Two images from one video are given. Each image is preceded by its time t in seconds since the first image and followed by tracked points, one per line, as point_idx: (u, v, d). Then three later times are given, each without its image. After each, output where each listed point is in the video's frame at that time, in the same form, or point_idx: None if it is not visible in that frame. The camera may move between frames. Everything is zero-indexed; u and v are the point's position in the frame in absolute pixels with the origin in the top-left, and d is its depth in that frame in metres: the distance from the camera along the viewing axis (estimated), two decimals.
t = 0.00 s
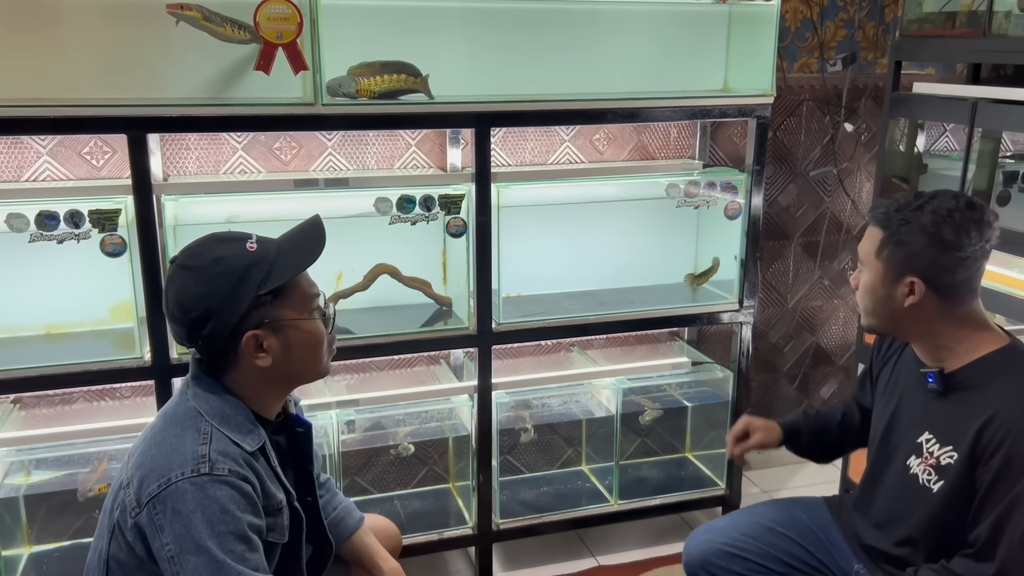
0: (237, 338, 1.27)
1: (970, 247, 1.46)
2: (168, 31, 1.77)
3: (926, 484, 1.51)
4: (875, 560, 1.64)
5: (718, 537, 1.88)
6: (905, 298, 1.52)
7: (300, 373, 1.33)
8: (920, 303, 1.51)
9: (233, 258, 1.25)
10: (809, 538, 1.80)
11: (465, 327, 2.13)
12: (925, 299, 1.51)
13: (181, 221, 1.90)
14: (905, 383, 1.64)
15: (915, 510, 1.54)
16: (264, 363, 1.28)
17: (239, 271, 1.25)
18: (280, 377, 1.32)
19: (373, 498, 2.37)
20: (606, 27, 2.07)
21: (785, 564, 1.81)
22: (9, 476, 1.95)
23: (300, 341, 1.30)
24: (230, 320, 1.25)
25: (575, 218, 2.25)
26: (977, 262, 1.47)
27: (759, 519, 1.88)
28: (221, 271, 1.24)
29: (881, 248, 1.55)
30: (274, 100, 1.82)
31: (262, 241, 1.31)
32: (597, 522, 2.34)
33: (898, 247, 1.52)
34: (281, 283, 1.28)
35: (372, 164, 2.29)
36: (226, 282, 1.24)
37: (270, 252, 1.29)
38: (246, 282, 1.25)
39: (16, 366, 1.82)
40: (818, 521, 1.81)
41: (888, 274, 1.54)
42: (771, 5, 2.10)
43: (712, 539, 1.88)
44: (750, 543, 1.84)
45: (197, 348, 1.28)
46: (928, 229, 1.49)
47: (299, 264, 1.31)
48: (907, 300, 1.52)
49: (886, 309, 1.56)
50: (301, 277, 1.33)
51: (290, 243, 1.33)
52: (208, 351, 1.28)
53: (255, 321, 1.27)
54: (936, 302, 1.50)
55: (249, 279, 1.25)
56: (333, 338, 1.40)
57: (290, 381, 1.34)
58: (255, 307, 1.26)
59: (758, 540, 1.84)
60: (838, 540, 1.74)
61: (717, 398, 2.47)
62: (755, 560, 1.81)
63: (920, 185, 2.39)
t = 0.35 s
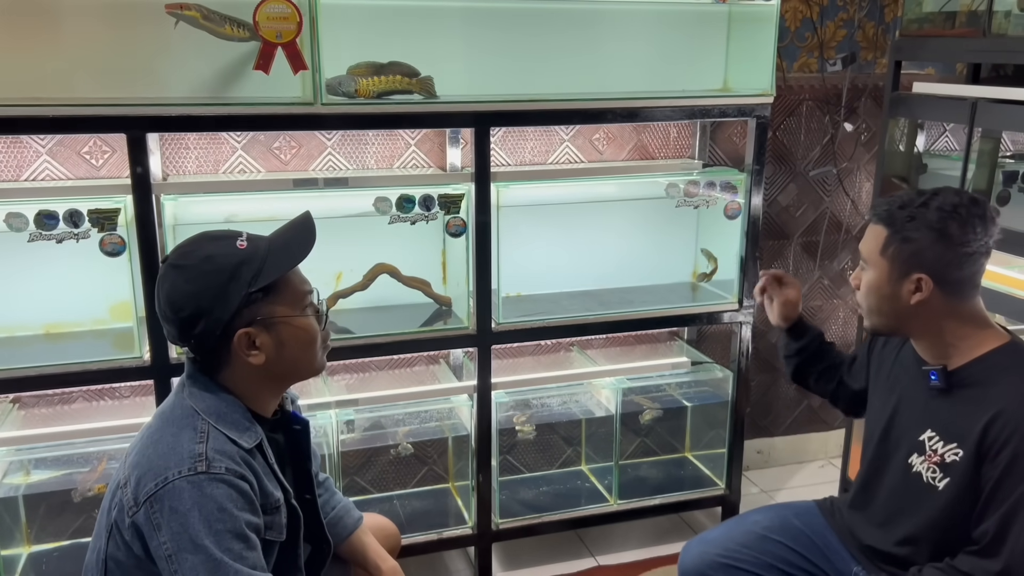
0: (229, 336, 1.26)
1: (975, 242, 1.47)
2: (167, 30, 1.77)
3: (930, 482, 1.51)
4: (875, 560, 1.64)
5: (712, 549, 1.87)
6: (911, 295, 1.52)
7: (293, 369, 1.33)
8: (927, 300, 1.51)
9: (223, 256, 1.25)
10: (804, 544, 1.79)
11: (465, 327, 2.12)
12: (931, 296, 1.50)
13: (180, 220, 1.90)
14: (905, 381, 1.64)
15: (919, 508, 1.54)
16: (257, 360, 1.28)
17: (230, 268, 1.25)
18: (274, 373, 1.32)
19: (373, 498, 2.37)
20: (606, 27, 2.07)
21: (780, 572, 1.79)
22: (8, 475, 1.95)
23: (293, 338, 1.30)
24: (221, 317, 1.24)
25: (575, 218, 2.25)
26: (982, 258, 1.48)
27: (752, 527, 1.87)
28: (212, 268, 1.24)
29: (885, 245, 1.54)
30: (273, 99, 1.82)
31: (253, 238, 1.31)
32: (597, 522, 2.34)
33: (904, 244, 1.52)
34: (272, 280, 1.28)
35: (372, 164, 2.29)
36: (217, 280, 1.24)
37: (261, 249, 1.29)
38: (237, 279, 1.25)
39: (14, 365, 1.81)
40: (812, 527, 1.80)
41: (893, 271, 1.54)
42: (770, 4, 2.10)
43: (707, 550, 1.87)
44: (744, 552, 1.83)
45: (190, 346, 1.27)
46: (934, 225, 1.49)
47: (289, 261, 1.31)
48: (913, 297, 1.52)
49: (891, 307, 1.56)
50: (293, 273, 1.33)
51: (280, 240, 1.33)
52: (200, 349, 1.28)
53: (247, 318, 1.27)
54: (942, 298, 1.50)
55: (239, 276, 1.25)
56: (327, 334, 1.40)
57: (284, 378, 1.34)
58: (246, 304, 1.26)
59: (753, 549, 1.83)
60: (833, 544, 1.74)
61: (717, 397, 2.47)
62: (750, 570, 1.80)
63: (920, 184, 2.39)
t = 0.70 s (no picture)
0: (228, 335, 1.26)
1: (974, 244, 1.48)
2: (167, 29, 1.76)
3: (931, 482, 1.51)
4: (875, 560, 1.64)
5: (709, 554, 1.85)
6: (913, 299, 1.52)
7: (292, 368, 1.33)
8: (928, 304, 1.51)
9: (222, 256, 1.25)
10: (800, 546, 1.79)
11: (465, 327, 2.12)
12: (933, 299, 1.50)
13: (179, 220, 1.90)
14: (902, 382, 1.64)
15: (919, 509, 1.54)
16: (256, 360, 1.28)
17: (228, 267, 1.25)
18: (273, 373, 1.32)
19: (373, 497, 2.37)
20: (606, 27, 2.07)
21: None
22: (8, 475, 1.95)
23: (292, 337, 1.30)
24: (220, 317, 1.24)
25: (575, 218, 2.25)
26: (980, 259, 1.48)
27: (747, 531, 1.86)
28: (211, 268, 1.24)
29: (885, 249, 1.54)
30: (273, 99, 1.82)
31: (251, 238, 1.31)
32: (596, 521, 2.34)
33: (903, 248, 1.51)
34: (271, 279, 1.28)
35: (371, 163, 2.29)
36: (215, 279, 1.24)
37: (260, 248, 1.29)
38: (236, 279, 1.25)
39: (13, 365, 1.81)
40: (809, 529, 1.80)
41: (893, 275, 1.53)
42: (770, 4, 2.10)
43: (704, 557, 1.85)
44: (741, 557, 1.82)
45: (189, 344, 1.27)
46: (934, 228, 1.48)
47: (288, 261, 1.31)
48: (914, 301, 1.52)
49: (892, 311, 1.55)
50: (292, 272, 1.33)
51: (280, 239, 1.33)
52: (199, 347, 1.28)
53: (246, 318, 1.27)
54: (942, 301, 1.50)
55: (238, 275, 1.25)
56: (326, 334, 1.39)
57: (283, 378, 1.34)
58: (245, 303, 1.26)
59: (750, 553, 1.82)
60: (831, 545, 1.74)
61: (717, 397, 2.47)
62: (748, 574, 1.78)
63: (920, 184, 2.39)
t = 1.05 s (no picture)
0: (232, 335, 1.26)
1: (972, 243, 1.47)
2: (166, 29, 1.76)
3: (930, 482, 1.51)
4: (875, 560, 1.64)
5: (709, 556, 1.85)
6: (906, 292, 1.52)
7: (295, 369, 1.33)
8: (921, 298, 1.51)
9: (226, 256, 1.25)
10: (800, 547, 1.78)
11: (464, 327, 2.12)
12: (926, 294, 1.50)
13: (179, 219, 1.90)
14: (900, 381, 1.64)
15: (919, 508, 1.54)
16: (259, 360, 1.28)
17: (233, 268, 1.25)
18: (276, 374, 1.32)
19: (372, 497, 2.37)
20: (605, 27, 2.07)
21: None
22: (6, 475, 1.95)
23: (295, 338, 1.29)
24: (224, 317, 1.24)
25: (574, 217, 2.25)
26: (979, 259, 1.47)
27: (746, 532, 1.86)
28: (215, 268, 1.24)
29: (884, 241, 1.54)
30: (272, 98, 1.82)
31: (256, 238, 1.31)
32: (596, 521, 2.34)
33: (902, 241, 1.51)
34: (276, 279, 1.28)
35: (371, 163, 2.29)
36: (220, 279, 1.24)
37: (265, 249, 1.29)
38: (240, 279, 1.25)
39: (13, 364, 1.81)
40: (808, 529, 1.80)
41: (889, 267, 1.53)
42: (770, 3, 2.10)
43: (703, 558, 1.85)
44: (740, 558, 1.81)
45: (191, 345, 1.27)
46: (934, 224, 1.48)
47: (293, 262, 1.31)
48: (907, 294, 1.52)
49: (884, 303, 1.55)
50: (296, 273, 1.33)
51: (285, 240, 1.33)
52: (202, 348, 1.28)
53: (250, 318, 1.26)
54: (936, 297, 1.50)
55: (242, 276, 1.25)
56: (329, 334, 1.39)
57: (285, 379, 1.33)
58: (249, 304, 1.26)
59: (749, 554, 1.81)
60: (831, 546, 1.73)
61: (716, 397, 2.46)
62: None
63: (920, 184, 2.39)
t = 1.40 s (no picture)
0: (232, 335, 1.27)
1: (980, 244, 1.47)
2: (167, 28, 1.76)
3: (928, 481, 1.51)
4: (872, 558, 1.64)
5: (709, 556, 1.85)
6: (910, 288, 1.52)
7: (296, 368, 1.33)
8: (925, 295, 1.51)
9: (226, 256, 1.25)
10: (799, 546, 1.78)
11: (465, 326, 2.12)
12: (930, 292, 1.50)
13: (180, 219, 1.90)
14: (899, 380, 1.64)
15: (916, 508, 1.54)
16: (260, 360, 1.28)
17: (233, 268, 1.25)
18: (276, 373, 1.32)
19: (373, 497, 2.37)
20: (606, 26, 2.07)
21: None
22: (7, 474, 1.95)
23: (295, 337, 1.30)
24: (225, 317, 1.24)
25: (575, 217, 2.25)
26: (986, 260, 1.48)
27: (746, 532, 1.86)
28: (215, 268, 1.24)
29: (891, 236, 1.54)
30: (273, 98, 1.82)
31: (256, 238, 1.31)
32: (596, 521, 2.34)
33: (909, 237, 1.51)
34: (276, 279, 1.28)
35: (372, 163, 2.29)
36: (220, 280, 1.24)
37: (265, 249, 1.29)
38: (240, 279, 1.25)
39: (14, 363, 1.81)
40: (807, 528, 1.80)
41: (895, 263, 1.53)
42: (771, 3, 2.10)
43: (703, 557, 1.85)
44: (740, 557, 1.81)
45: (192, 345, 1.27)
46: (944, 222, 1.48)
47: (293, 261, 1.31)
48: (910, 291, 1.52)
49: (888, 298, 1.55)
50: (296, 273, 1.33)
51: (284, 240, 1.33)
52: (203, 349, 1.28)
53: (251, 318, 1.27)
54: (940, 296, 1.50)
55: (242, 276, 1.25)
56: (329, 333, 1.39)
57: (286, 378, 1.34)
58: (249, 304, 1.26)
59: (748, 554, 1.81)
60: (829, 546, 1.73)
61: (717, 397, 2.46)
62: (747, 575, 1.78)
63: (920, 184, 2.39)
